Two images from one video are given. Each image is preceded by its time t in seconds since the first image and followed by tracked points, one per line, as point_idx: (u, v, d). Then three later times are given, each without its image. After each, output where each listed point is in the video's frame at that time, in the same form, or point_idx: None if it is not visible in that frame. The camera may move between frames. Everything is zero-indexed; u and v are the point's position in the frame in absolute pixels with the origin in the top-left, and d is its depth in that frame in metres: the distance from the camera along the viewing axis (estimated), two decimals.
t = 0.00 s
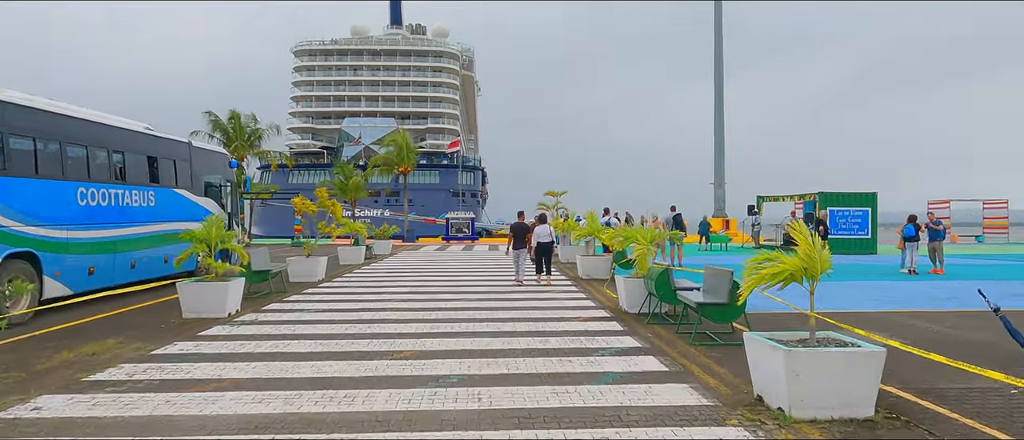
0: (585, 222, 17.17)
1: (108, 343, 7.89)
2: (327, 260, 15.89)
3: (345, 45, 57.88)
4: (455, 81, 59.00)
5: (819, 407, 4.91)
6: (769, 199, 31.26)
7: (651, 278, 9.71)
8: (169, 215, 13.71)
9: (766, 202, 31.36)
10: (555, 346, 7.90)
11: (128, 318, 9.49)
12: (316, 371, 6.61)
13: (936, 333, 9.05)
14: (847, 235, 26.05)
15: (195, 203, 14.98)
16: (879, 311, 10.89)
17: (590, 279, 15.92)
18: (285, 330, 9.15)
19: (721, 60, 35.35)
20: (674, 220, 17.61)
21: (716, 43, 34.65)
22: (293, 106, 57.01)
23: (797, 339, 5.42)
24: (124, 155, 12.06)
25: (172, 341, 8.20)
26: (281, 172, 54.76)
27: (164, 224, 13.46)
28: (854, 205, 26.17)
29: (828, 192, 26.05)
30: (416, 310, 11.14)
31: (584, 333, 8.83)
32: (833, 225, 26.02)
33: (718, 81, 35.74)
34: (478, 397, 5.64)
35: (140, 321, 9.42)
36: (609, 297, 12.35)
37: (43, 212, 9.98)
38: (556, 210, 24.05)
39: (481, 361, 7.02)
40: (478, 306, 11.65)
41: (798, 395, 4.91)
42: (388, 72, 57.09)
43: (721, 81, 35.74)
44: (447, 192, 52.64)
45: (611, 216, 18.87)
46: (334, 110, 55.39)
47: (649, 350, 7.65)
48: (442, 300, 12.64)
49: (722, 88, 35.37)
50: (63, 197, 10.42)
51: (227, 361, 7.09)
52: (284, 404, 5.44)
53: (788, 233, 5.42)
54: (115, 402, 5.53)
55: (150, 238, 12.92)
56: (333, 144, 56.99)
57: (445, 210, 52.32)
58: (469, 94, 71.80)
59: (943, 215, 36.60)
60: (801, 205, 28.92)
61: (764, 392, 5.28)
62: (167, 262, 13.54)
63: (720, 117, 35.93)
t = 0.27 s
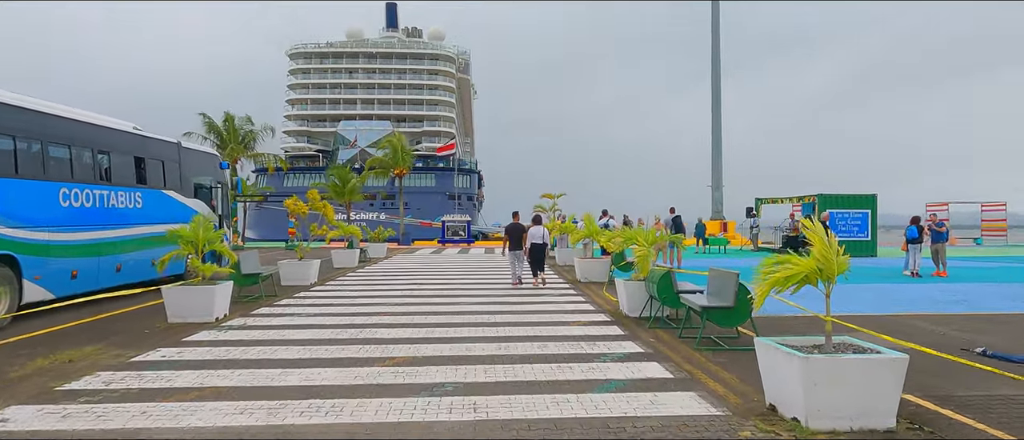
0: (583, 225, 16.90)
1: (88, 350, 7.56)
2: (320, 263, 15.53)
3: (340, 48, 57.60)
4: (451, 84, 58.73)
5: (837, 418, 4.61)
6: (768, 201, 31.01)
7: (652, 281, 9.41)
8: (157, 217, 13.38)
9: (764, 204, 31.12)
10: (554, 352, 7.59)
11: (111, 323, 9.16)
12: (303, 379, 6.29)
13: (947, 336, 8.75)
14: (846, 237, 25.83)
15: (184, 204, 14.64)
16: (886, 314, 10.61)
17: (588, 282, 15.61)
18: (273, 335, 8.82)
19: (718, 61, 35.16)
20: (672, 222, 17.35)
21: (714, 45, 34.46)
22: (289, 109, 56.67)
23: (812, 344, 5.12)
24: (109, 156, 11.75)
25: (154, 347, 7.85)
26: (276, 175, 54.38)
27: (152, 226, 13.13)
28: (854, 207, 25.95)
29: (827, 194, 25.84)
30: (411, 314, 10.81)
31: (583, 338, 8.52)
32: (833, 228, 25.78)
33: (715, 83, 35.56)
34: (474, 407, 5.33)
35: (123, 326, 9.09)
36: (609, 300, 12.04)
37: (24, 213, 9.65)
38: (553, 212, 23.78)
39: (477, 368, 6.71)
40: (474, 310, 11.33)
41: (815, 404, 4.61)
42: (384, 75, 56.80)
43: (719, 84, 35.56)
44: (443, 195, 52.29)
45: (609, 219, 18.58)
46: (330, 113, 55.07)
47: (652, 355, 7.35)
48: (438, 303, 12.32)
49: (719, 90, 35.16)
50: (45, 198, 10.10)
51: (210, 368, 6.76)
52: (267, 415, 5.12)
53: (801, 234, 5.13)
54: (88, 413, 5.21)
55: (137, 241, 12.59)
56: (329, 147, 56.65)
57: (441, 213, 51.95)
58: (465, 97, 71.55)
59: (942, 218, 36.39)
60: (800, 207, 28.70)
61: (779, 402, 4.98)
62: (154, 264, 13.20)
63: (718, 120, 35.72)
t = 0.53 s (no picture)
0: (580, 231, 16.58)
1: (61, 361, 7.17)
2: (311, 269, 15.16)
3: (336, 53, 57.27)
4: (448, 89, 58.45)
5: None
6: (768, 208, 30.67)
7: (653, 289, 9.08)
8: (143, 221, 13.01)
9: (762, 211, 30.87)
10: (552, 364, 7.24)
11: (90, 333, 8.78)
12: (286, 394, 5.94)
13: (958, 348, 8.44)
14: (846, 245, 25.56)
15: (171, 208, 14.26)
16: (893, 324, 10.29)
17: (585, 290, 15.26)
18: (259, 345, 8.45)
19: (716, 67, 34.92)
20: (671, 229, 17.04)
21: (711, 51, 34.27)
22: (284, 114, 56.26)
23: (828, 360, 4.81)
24: (92, 158, 11.40)
25: (133, 359, 7.48)
26: (270, 180, 53.92)
27: (137, 231, 12.76)
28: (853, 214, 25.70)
29: (827, 201, 25.59)
30: (404, 323, 10.45)
31: (582, 349, 8.17)
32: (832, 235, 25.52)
33: (713, 89, 35.35)
34: (467, 426, 4.97)
35: (102, 336, 8.71)
36: (608, 308, 11.69)
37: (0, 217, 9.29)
38: (549, 219, 23.46)
39: (471, 382, 6.36)
40: (469, 318, 10.97)
41: (835, 425, 4.27)
42: (380, 80, 56.49)
43: (717, 90, 35.34)
44: (438, 201, 51.94)
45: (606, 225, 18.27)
46: (325, 118, 54.69)
47: (655, 368, 7.01)
48: (431, 312, 11.96)
49: (717, 95, 34.93)
50: (24, 202, 9.73)
51: (189, 382, 6.39)
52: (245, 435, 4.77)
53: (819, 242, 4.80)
54: (51, 433, 4.84)
55: (121, 247, 12.23)
56: (324, 153, 56.25)
57: (436, 219, 51.57)
58: (461, 103, 71.29)
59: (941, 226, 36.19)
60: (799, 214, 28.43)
61: (794, 422, 4.64)
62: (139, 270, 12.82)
63: (717, 126, 35.48)
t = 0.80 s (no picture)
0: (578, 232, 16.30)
1: (36, 365, 6.84)
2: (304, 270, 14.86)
3: (333, 54, 56.92)
4: (444, 91, 58.17)
5: None
6: (765, 209, 30.57)
7: (655, 290, 8.78)
8: (130, 221, 12.68)
9: (761, 212, 30.65)
10: (551, 368, 6.93)
11: (70, 336, 8.45)
12: (270, 400, 5.62)
13: (971, 351, 8.15)
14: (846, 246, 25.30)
15: (160, 208, 13.93)
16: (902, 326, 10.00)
17: (583, 292, 14.96)
18: (245, 347, 8.12)
19: (715, 68, 34.67)
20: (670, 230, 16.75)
21: (709, 52, 34.06)
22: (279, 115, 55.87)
23: (846, 363, 4.52)
24: (76, 156, 11.07)
25: (112, 362, 7.15)
26: (265, 181, 53.53)
27: (124, 231, 12.44)
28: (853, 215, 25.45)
29: (826, 202, 25.34)
30: (397, 325, 10.13)
31: (582, 352, 7.86)
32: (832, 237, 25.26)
33: (711, 90, 35.08)
34: (461, 434, 4.66)
35: (83, 338, 8.38)
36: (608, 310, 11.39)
37: None
38: (546, 220, 23.19)
39: (466, 387, 6.05)
40: (465, 320, 10.65)
41: (855, 431, 3.98)
42: (376, 81, 56.18)
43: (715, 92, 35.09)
44: (435, 203, 51.59)
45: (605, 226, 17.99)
46: (322, 120, 54.31)
47: (659, 372, 6.71)
48: (426, 313, 11.64)
49: (715, 97, 34.71)
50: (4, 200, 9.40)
51: (168, 387, 6.07)
52: None
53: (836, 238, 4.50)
54: None
55: (108, 246, 11.91)
56: (320, 154, 55.88)
57: (433, 221, 51.22)
58: (458, 104, 70.96)
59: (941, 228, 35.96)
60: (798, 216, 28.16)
61: (810, 429, 4.34)
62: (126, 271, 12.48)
63: (716, 128, 35.21)
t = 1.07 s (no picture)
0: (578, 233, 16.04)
1: (13, 372, 6.54)
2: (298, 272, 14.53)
3: (330, 55, 56.62)
4: (442, 92, 57.88)
5: None
6: (765, 210, 30.37)
7: (659, 293, 8.49)
8: (118, 221, 12.35)
9: (761, 213, 30.40)
10: (552, 375, 6.63)
11: (52, 340, 8.14)
12: (255, 410, 5.32)
13: (987, 355, 7.86)
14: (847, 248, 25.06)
15: (149, 208, 13.60)
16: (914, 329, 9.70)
17: (584, 294, 14.64)
18: (234, 353, 7.80)
19: (714, 69, 34.48)
20: (672, 231, 16.44)
21: (709, 53, 33.81)
22: (277, 116, 55.53)
23: (869, 373, 4.21)
24: (62, 155, 10.75)
25: (93, 369, 6.83)
26: (262, 183, 53.18)
27: (112, 231, 12.13)
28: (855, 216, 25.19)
29: (828, 203, 25.11)
30: (393, 329, 9.81)
31: (585, 357, 7.56)
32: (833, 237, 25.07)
33: (711, 91, 34.83)
34: None
35: (65, 343, 8.07)
36: (610, 313, 11.10)
37: None
38: (545, 220, 22.92)
39: (463, 396, 5.74)
40: (462, 324, 10.33)
41: None
42: (374, 82, 55.85)
43: (715, 93, 34.87)
44: (432, 204, 51.25)
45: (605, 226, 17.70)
46: (319, 121, 54.00)
47: (665, 380, 6.40)
48: (422, 317, 11.32)
49: (715, 98, 34.46)
50: None
51: (149, 396, 5.76)
52: None
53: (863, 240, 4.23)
54: None
55: (95, 247, 11.60)
56: (317, 156, 55.55)
57: (430, 222, 50.88)
58: (456, 106, 70.69)
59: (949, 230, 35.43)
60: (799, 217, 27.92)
61: None
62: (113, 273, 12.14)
63: (715, 129, 34.99)
